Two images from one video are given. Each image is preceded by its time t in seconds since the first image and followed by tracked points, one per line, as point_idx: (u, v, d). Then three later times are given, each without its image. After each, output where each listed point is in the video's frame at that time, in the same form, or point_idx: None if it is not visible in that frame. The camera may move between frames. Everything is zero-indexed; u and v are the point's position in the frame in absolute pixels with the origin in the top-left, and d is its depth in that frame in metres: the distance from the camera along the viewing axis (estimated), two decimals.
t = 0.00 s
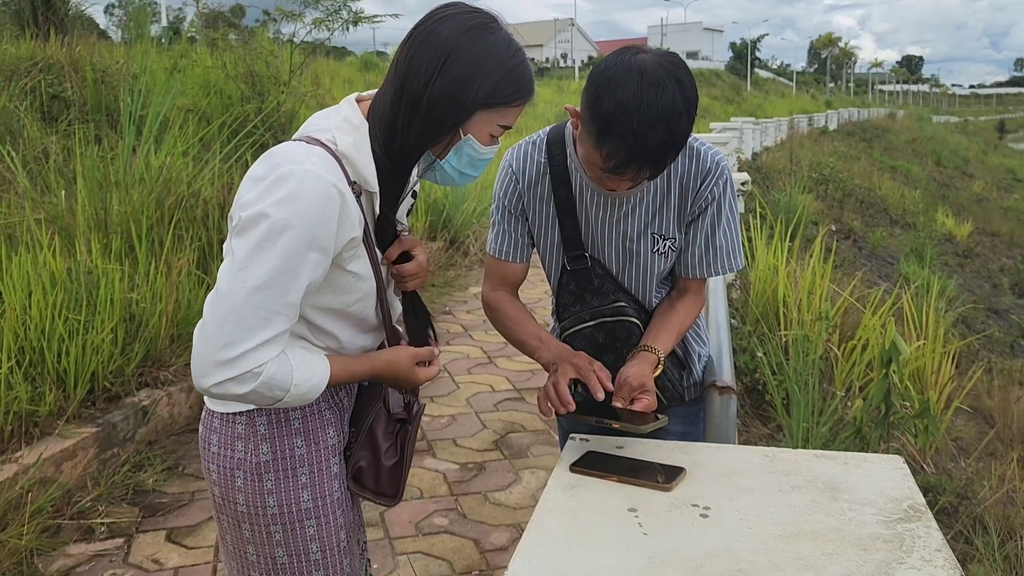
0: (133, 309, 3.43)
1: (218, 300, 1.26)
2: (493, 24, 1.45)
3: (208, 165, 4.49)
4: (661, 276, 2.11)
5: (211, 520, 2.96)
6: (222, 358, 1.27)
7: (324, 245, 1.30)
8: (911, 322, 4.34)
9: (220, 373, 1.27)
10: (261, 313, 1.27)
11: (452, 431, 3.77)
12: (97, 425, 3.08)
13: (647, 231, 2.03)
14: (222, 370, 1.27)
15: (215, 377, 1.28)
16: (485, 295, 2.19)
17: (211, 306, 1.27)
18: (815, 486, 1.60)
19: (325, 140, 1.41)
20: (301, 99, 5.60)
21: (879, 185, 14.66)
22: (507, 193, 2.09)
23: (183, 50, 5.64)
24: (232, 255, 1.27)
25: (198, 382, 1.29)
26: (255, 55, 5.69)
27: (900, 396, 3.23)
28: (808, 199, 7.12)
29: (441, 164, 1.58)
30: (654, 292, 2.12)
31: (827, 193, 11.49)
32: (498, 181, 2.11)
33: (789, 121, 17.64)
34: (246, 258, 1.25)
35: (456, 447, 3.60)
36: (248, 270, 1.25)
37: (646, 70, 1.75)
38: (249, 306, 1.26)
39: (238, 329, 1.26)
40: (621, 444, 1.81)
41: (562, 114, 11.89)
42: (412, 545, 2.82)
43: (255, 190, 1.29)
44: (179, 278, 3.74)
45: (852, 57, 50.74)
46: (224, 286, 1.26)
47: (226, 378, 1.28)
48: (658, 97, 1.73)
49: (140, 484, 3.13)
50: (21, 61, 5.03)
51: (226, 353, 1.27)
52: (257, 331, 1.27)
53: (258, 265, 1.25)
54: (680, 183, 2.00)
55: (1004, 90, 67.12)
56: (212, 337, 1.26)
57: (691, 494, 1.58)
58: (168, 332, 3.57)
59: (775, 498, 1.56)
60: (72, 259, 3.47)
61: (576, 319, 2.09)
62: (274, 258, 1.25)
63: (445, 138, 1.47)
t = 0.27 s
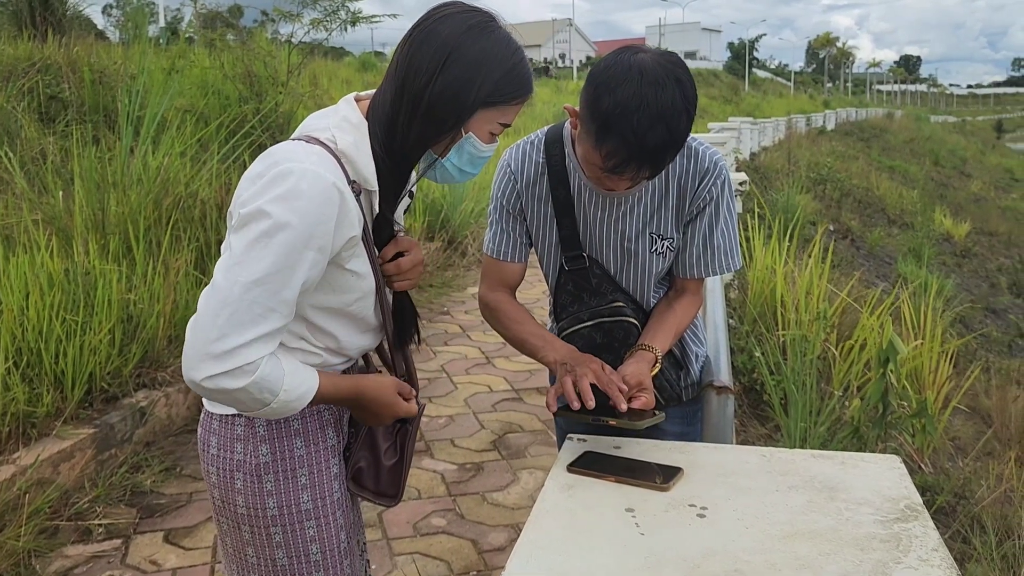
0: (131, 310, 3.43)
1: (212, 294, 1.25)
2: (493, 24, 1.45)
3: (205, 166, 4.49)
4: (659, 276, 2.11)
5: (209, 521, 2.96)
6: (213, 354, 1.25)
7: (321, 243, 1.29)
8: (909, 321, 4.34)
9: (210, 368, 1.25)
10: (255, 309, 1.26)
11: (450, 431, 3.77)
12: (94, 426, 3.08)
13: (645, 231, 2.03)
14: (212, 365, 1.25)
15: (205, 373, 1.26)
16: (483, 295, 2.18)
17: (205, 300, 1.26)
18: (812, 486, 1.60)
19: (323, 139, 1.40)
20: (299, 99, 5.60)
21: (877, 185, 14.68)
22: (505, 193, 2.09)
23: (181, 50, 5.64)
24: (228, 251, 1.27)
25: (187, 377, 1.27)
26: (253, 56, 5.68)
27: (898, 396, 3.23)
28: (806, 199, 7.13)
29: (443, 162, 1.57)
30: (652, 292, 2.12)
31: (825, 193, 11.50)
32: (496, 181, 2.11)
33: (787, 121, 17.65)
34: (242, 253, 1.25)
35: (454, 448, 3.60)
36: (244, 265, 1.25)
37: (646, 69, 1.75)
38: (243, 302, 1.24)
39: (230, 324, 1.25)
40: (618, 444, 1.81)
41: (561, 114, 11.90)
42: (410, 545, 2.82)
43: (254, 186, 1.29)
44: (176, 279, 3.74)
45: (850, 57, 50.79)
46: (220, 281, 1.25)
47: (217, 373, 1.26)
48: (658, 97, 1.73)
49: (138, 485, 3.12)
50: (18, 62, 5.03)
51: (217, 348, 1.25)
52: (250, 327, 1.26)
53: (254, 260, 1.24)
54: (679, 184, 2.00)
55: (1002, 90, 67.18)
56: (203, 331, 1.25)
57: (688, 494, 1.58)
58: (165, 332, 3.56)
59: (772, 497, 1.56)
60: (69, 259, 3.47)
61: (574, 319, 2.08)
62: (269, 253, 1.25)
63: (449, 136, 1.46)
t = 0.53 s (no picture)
0: (129, 311, 3.43)
1: (211, 293, 1.25)
2: (492, 25, 1.46)
3: (204, 166, 4.49)
4: (658, 277, 2.11)
5: (208, 522, 2.96)
6: (212, 353, 1.25)
7: (319, 243, 1.29)
8: (908, 321, 4.34)
9: (208, 368, 1.25)
10: (253, 309, 1.25)
11: (449, 432, 3.77)
12: (92, 427, 3.08)
13: (644, 231, 2.03)
14: (210, 365, 1.25)
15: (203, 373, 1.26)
16: (481, 295, 2.18)
17: (204, 300, 1.25)
18: (810, 486, 1.60)
19: (321, 139, 1.40)
20: (298, 100, 5.60)
21: (876, 185, 14.69)
22: (504, 193, 2.09)
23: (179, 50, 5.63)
24: (228, 250, 1.27)
25: (185, 377, 1.27)
26: (251, 56, 5.68)
27: (896, 395, 3.23)
28: (804, 199, 7.13)
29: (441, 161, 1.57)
30: (650, 293, 2.12)
31: (824, 193, 11.51)
32: (495, 181, 2.11)
33: (785, 121, 17.66)
34: (241, 253, 1.25)
35: (453, 448, 3.60)
36: (243, 264, 1.24)
37: (645, 70, 1.75)
38: (241, 301, 1.24)
39: (229, 324, 1.25)
40: (616, 444, 1.81)
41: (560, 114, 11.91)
42: (408, 546, 2.82)
43: (253, 186, 1.29)
44: (175, 279, 3.74)
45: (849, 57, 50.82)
46: (218, 280, 1.25)
47: (215, 373, 1.26)
48: (657, 97, 1.73)
49: (136, 485, 3.12)
50: (16, 63, 5.02)
51: (215, 348, 1.25)
52: (248, 327, 1.26)
53: (253, 260, 1.24)
54: (678, 184, 2.00)
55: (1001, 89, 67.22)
56: (201, 330, 1.24)
57: (686, 494, 1.58)
58: (164, 333, 3.57)
59: (770, 497, 1.56)
60: (67, 260, 3.47)
61: (573, 319, 2.08)
62: (268, 253, 1.25)
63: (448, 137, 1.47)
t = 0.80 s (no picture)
0: (129, 311, 3.43)
1: (203, 287, 1.24)
2: (490, 24, 1.46)
3: (203, 166, 4.49)
4: (657, 277, 2.11)
5: (207, 522, 2.95)
6: (202, 345, 1.24)
7: (314, 241, 1.28)
8: (907, 321, 4.35)
9: (198, 360, 1.24)
10: (246, 304, 1.25)
11: (449, 432, 3.77)
12: (92, 427, 3.08)
13: (643, 232, 2.03)
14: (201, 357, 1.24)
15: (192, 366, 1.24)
16: (475, 294, 2.19)
17: (196, 293, 1.25)
18: (810, 486, 1.60)
19: (318, 139, 1.40)
20: (297, 100, 5.61)
21: (875, 185, 14.70)
22: (502, 194, 2.09)
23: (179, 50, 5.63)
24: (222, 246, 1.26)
25: (173, 369, 1.25)
26: (251, 56, 5.69)
27: (896, 395, 3.23)
28: (804, 199, 7.14)
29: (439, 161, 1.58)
30: (650, 293, 2.12)
31: (824, 193, 11.52)
32: (493, 182, 2.11)
33: (784, 121, 17.67)
34: (238, 246, 1.25)
35: (453, 448, 3.60)
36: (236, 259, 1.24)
37: (644, 70, 1.75)
38: (235, 294, 1.24)
39: (220, 318, 1.24)
40: (615, 444, 1.81)
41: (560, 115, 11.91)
42: (408, 546, 2.82)
43: (253, 180, 1.29)
44: (174, 280, 3.74)
45: (848, 57, 50.85)
46: (212, 274, 1.24)
47: (205, 367, 1.24)
48: (656, 97, 1.73)
49: (136, 486, 3.12)
50: (16, 63, 5.02)
51: (205, 341, 1.23)
52: (240, 322, 1.25)
53: (247, 256, 1.24)
54: (677, 184, 2.00)
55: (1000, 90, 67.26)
56: (193, 323, 1.23)
57: (685, 494, 1.58)
58: (163, 333, 3.57)
59: (770, 497, 1.56)
60: (67, 260, 3.47)
61: (572, 320, 2.08)
62: (265, 248, 1.24)
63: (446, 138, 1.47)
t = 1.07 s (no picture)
0: (128, 312, 3.43)
1: (188, 264, 1.20)
2: (486, 22, 1.46)
3: (203, 167, 4.49)
4: (656, 277, 2.11)
5: (207, 523, 2.95)
6: (182, 319, 1.18)
7: (305, 231, 1.26)
8: (906, 322, 4.35)
9: (176, 335, 1.18)
10: (233, 286, 1.21)
11: (448, 432, 3.77)
12: (91, 428, 3.08)
13: (642, 232, 2.03)
14: (180, 332, 1.18)
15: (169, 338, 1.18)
16: (474, 294, 2.18)
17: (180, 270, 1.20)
18: (809, 487, 1.60)
19: (315, 137, 1.40)
20: (296, 100, 5.61)
21: (874, 185, 14.71)
22: (501, 194, 2.08)
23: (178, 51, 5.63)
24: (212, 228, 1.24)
25: (146, 344, 1.19)
26: (250, 56, 5.69)
27: (895, 396, 3.24)
28: (803, 200, 7.15)
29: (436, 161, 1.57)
30: (648, 293, 2.12)
31: (823, 193, 11.53)
32: (492, 182, 2.11)
33: (783, 121, 17.68)
34: (230, 227, 1.22)
35: (452, 448, 3.60)
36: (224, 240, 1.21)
37: (639, 69, 1.75)
38: (222, 271, 1.19)
39: (203, 294, 1.19)
40: (615, 445, 1.81)
41: (559, 115, 11.91)
42: (407, 546, 2.82)
43: (251, 172, 1.29)
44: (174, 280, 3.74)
45: (847, 57, 50.89)
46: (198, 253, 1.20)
47: (183, 341, 1.18)
48: (651, 96, 1.73)
49: (135, 486, 3.12)
50: (15, 63, 5.02)
51: (186, 316, 1.18)
52: (224, 303, 1.20)
53: (236, 237, 1.21)
54: (676, 184, 2.01)
55: (999, 90, 67.30)
56: (174, 296, 1.18)
57: (685, 495, 1.58)
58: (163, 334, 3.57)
59: (769, 498, 1.57)
60: (66, 261, 3.47)
61: (571, 320, 2.08)
62: (258, 229, 1.22)
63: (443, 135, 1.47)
